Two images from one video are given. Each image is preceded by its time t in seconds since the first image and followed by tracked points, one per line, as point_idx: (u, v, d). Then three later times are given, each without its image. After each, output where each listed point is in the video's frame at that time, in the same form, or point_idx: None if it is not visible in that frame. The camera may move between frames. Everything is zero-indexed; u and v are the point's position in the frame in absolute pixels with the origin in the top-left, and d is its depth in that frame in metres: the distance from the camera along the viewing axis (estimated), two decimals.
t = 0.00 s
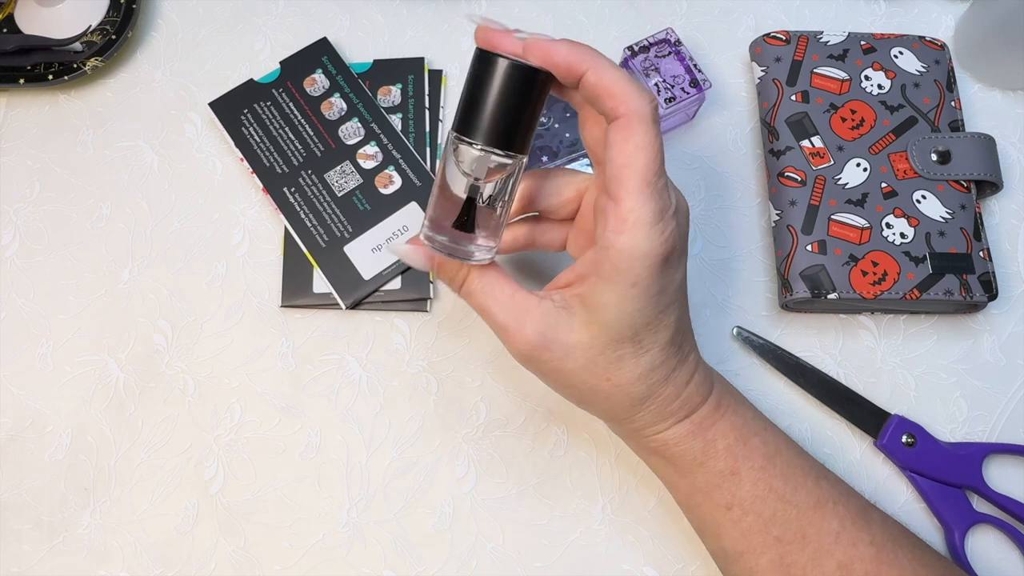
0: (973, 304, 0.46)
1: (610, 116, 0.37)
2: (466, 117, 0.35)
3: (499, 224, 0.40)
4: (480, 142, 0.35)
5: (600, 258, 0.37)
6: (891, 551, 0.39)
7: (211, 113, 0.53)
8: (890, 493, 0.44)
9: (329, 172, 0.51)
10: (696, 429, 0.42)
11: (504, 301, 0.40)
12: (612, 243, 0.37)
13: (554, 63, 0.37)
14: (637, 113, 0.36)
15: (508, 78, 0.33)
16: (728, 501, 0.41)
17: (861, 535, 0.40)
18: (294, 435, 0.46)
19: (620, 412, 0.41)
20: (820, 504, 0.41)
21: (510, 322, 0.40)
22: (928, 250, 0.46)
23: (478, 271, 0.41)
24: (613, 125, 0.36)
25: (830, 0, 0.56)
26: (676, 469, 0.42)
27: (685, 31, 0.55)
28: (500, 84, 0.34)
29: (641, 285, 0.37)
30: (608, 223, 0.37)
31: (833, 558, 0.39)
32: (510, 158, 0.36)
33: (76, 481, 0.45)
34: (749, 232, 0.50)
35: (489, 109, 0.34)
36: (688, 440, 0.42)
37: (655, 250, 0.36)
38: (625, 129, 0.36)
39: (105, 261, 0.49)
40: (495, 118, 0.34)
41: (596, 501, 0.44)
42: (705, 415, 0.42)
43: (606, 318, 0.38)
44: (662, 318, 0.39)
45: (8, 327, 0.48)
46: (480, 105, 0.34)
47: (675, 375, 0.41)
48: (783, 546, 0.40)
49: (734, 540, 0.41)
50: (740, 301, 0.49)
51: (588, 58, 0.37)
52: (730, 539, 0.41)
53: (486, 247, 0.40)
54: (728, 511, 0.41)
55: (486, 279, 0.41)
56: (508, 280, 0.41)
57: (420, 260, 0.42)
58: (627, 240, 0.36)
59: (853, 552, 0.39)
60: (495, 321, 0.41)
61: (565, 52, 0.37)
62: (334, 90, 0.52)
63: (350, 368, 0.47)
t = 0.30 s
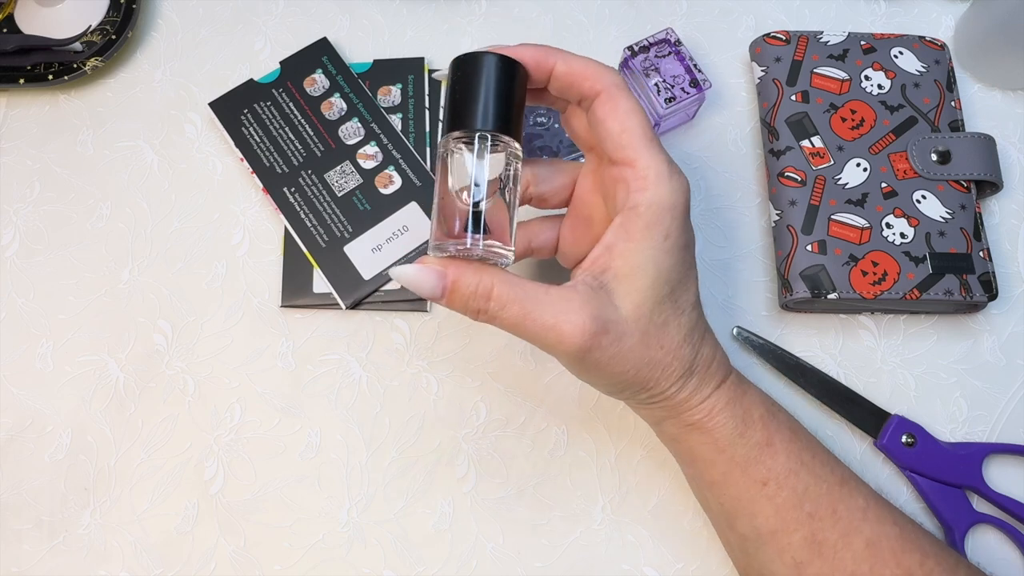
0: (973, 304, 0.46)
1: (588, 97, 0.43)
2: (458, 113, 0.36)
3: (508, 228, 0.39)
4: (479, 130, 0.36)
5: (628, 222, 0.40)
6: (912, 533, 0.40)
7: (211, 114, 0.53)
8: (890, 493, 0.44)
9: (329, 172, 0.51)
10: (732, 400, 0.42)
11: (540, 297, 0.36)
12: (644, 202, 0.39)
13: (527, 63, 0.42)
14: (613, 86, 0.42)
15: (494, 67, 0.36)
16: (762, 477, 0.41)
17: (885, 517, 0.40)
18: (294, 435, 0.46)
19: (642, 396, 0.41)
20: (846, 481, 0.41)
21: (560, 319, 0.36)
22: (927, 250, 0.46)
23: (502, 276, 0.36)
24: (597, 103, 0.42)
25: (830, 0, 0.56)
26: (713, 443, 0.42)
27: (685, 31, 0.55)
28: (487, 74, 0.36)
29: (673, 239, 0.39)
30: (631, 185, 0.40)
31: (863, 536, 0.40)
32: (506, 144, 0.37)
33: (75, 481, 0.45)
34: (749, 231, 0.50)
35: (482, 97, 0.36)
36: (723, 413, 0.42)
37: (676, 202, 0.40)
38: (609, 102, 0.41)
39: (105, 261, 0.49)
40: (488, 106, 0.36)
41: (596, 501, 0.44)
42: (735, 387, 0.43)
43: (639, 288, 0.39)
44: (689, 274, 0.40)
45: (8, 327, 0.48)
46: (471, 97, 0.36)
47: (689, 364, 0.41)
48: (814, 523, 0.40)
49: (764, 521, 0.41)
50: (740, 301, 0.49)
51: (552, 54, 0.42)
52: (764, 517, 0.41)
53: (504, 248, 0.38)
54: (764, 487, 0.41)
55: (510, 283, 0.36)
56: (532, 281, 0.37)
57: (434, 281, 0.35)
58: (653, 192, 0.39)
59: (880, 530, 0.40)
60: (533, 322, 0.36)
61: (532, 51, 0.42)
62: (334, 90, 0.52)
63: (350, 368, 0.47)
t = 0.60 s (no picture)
0: (973, 304, 0.46)
1: (586, 97, 0.42)
2: (452, 115, 0.36)
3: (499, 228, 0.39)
4: (473, 133, 0.36)
5: (623, 226, 0.39)
6: (913, 533, 0.40)
7: (211, 113, 0.53)
8: (890, 493, 0.45)
9: (329, 172, 0.51)
10: (731, 402, 0.42)
11: (529, 298, 0.37)
12: (639, 207, 0.39)
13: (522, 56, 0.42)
14: (611, 87, 0.41)
15: (488, 69, 0.36)
16: (762, 479, 0.41)
17: (885, 517, 0.40)
18: (294, 435, 0.46)
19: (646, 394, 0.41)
20: (846, 483, 0.41)
21: (548, 319, 0.36)
22: (927, 250, 0.46)
23: (495, 276, 0.37)
24: (594, 104, 0.42)
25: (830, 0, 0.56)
26: (713, 446, 0.42)
27: (685, 31, 0.55)
28: (481, 76, 0.36)
29: (668, 243, 0.39)
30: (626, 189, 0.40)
31: (862, 537, 0.40)
32: (500, 147, 0.37)
33: (76, 481, 0.45)
34: (750, 231, 0.50)
35: (475, 99, 0.36)
36: (723, 414, 0.42)
37: (671, 206, 0.40)
38: (607, 104, 0.41)
39: (105, 261, 0.49)
40: (482, 108, 0.36)
41: (596, 501, 0.44)
42: (734, 389, 0.43)
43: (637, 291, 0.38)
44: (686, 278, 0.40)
45: (8, 327, 0.48)
46: (464, 98, 0.36)
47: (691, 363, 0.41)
48: (813, 525, 0.40)
49: (763, 523, 0.41)
50: (740, 301, 0.49)
51: (550, 49, 0.42)
52: (763, 519, 0.41)
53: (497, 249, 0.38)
54: (764, 489, 0.41)
55: (502, 283, 0.37)
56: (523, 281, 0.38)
57: (428, 284, 0.36)
58: (648, 198, 0.39)
59: (881, 531, 0.40)
60: (522, 321, 0.37)
61: (529, 44, 0.42)
62: (334, 90, 0.52)
63: (350, 368, 0.47)
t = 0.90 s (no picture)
0: (973, 304, 0.46)
1: (585, 96, 0.42)
2: (451, 115, 0.36)
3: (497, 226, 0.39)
4: (471, 134, 0.36)
5: (620, 225, 0.39)
6: (913, 533, 0.40)
7: (211, 113, 0.53)
8: (890, 492, 0.45)
9: (329, 172, 0.51)
10: (730, 402, 0.42)
11: (523, 296, 0.37)
12: (635, 207, 0.39)
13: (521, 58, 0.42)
14: (610, 86, 0.41)
15: (487, 70, 0.36)
16: (762, 479, 0.41)
17: (886, 518, 0.40)
18: (294, 435, 0.46)
19: (647, 394, 0.41)
20: (846, 484, 0.41)
21: (542, 316, 0.36)
22: (927, 250, 0.46)
23: (490, 274, 0.37)
24: (593, 104, 0.42)
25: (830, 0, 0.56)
26: (712, 446, 0.42)
27: (685, 31, 0.55)
28: (480, 77, 0.36)
29: (664, 243, 0.39)
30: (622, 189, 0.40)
31: (862, 538, 0.40)
32: (499, 148, 0.37)
33: (75, 481, 0.45)
34: (750, 231, 0.50)
35: (474, 100, 0.36)
36: (722, 415, 0.42)
37: (668, 206, 0.39)
38: (606, 103, 0.41)
39: (105, 261, 0.49)
40: (481, 109, 0.36)
41: (596, 501, 0.44)
42: (733, 389, 0.43)
43: (634, 291, 0.38)
44: (684, 280, 0.40)
45: (8, 327, 0.48)
46: (463, 99, 0.36)
47: (691, 361, 0.41)
48: (813, 525, 0.40)
49: (763, 522, 0.41)
50: (740, 301, 0.49)
51: (548, 51, 0.42)
52: (763, 520, 0.41)
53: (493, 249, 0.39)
54: (764, 489, 0.41)
55: (496, 281, 0.37)
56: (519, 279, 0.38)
57: (426, 281, 0.36)
58: (645, 198, 0.39)
59: (881, 532, 0.40)
60: (515, 318, 0.37)
61: (525, 47, 0.42)
62: (334, 90, 0.52)
63: (350, 368, 0.47)
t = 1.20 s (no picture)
0: (973, 304, 0.46)
1: (584, 97, 0.42)
2: (450, 116, 0.36)
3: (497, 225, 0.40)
4: (470, 135, 0.36)
5: (618, 225, 0.39)
6: (913, 533, 0.40)
7: (211, 113, 0.53)
8: (890, 492, 0.45)
9: (329, 172, 0.51)
10: (730, 402, 0.42)
11: (523, 295, 0.37)
12: (633, 207, 0.39)
13: (518, 61, 0.43)
14: (607, 87, 0.41)
15: (487, 71, 0.36)
16: (762, 479, 0.41)
17: (886, 518, 0.40)
18: (294, 435, 0.46)
19: (647, 394, 0.41)
20: (847, 484, 0.41)
21: (541, 316, 0.36)
22: (927, 250, 0.46)
23: (490, 275, 0.37)
24: (590, 104, 0.41)
25: None
26: (712, 447, 0.42)
27: (685, 31, 0.55)
28: (479, 78, 0.36)
29: (662, 243, 0.39)
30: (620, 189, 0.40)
31: (863, 538, 0.40)
32: (498, 149, 0.37)
33: (75, 481, 0.45)
34: (749, 232, 0.50)
35: (473, 100, 0.36)
36: (722, 415, 0.42)
37: (667, 206, 0.39)
38: (603, 104, 0.41)
39: (105, 261, 0.49)
40: (480, 110, 0.36)
41: (596, 501, 0.44)
42: (734, 389, 0.43)
43: (633, 291, 0.39)
44: (684, 280, 0.40)
45: (8, 327, 0.48)
46: (462, 100, 0.36)
47: (691, 361, 0.41)
48: (814, 526, 0.40)
49: (764, 522, 0.41)
50: (740, 301, 0.49)
51: (545, 54, 0.42)
52: (763, 520, 0.41)
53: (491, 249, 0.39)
54: (764, 489, 0.41)
55: (495, 280, 0.37)
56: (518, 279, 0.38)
57: (425, 281, 0.36)
58: (642, 198, 0.39)
59: (881, 533, 0.40)
60: (514, 317, 0.37)
61: (522, 50, 0.43)
62: (334, 90, 0.52)
63: (350, 368, 0.47)
